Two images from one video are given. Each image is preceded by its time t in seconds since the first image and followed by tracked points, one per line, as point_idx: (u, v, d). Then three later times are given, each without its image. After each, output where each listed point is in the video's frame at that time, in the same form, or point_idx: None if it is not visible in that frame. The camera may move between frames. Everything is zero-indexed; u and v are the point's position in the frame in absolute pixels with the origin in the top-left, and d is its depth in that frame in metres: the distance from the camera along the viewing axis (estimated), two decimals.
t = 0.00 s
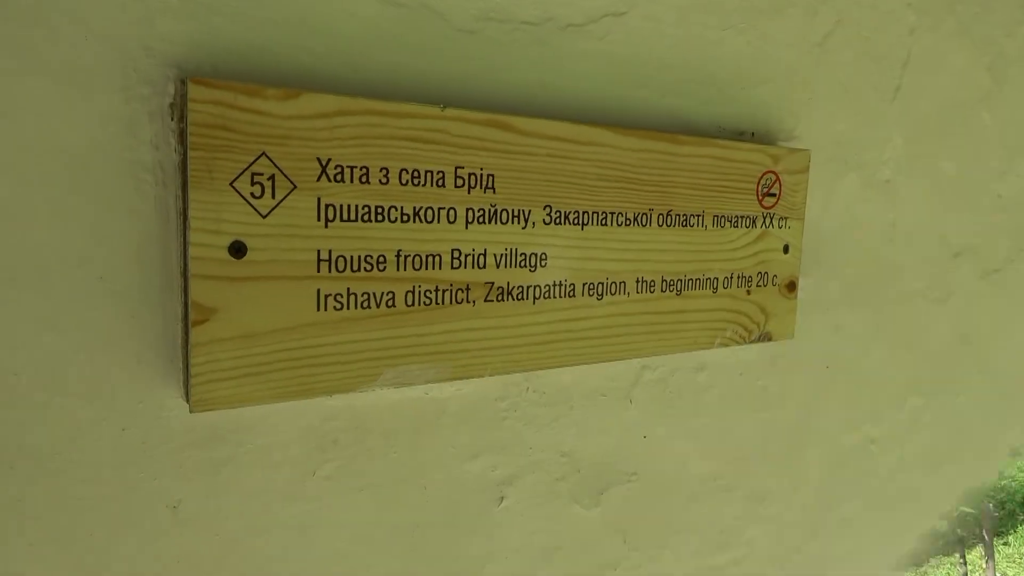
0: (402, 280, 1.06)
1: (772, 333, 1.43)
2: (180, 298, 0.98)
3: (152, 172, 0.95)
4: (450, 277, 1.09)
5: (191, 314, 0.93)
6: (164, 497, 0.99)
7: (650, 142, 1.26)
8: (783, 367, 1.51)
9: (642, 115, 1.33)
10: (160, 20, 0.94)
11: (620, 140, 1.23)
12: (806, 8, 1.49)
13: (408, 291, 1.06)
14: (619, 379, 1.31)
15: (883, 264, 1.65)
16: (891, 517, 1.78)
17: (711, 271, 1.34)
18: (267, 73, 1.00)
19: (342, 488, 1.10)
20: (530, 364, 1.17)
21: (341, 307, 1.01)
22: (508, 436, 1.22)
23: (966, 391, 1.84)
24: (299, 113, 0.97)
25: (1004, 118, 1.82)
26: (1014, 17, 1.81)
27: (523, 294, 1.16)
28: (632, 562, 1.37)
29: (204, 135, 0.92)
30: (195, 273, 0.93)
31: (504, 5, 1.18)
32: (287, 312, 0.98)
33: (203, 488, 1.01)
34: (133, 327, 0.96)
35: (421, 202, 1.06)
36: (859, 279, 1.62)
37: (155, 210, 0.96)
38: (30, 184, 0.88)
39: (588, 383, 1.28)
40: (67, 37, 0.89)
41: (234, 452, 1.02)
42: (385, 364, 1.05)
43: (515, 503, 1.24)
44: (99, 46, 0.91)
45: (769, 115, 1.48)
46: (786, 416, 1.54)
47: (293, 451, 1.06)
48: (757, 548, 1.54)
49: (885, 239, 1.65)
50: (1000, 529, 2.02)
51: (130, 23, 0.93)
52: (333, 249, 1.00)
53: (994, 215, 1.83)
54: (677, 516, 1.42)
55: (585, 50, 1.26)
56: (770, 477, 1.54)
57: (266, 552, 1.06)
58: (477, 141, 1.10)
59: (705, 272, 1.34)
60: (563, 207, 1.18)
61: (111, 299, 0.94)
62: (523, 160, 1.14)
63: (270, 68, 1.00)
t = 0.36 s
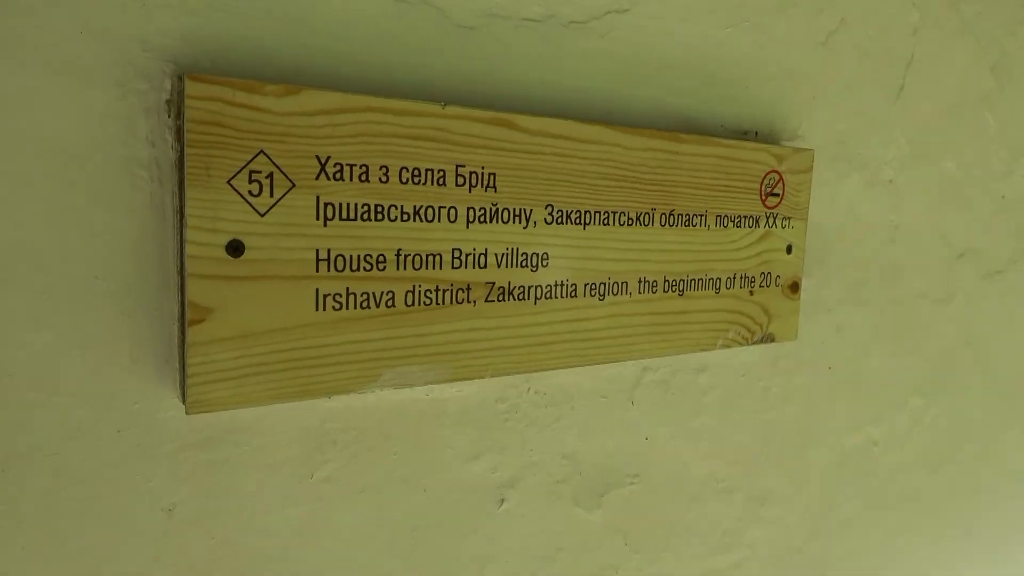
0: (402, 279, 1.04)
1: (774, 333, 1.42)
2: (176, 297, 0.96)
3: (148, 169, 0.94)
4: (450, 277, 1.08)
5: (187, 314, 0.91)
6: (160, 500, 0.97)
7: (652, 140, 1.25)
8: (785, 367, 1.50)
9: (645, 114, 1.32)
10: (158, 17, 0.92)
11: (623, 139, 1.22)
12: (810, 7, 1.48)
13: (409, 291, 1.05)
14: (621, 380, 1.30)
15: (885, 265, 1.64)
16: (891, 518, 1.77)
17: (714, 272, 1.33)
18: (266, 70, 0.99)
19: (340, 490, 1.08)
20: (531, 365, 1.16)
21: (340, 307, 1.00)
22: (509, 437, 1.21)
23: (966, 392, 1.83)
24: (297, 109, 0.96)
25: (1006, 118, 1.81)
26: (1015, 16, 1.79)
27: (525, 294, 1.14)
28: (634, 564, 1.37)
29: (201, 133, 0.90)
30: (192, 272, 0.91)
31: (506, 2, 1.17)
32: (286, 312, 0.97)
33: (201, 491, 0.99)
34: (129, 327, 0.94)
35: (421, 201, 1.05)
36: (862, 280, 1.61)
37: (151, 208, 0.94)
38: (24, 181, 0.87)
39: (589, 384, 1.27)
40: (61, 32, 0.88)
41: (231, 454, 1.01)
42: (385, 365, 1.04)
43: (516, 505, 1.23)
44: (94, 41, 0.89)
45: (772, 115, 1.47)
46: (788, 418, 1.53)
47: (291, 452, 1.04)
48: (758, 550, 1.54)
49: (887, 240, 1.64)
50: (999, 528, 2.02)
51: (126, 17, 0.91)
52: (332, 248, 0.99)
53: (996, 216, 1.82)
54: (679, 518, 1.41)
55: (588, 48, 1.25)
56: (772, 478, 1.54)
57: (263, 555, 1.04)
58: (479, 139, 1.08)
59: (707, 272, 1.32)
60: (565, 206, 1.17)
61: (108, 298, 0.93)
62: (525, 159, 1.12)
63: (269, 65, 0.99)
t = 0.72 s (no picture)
0: (402, 281, 1.02)
1: (779, 335, 1.41)
2: (173, 300, 0.94)
3: (143, 169, 0.92)
4: (452, 279, 1.06)
5: (183, 317, 0.89)
6: (156, 505, 0.95)
7: (656, 140, 1.23)
8: (789, 371, 1.49)
9: (648, 113, 1.30)
10: (154, 14, 0.91)
11: (627, 139, 1.20)
12: (814, 6, 1.46)
13: (409, 293, 1.03)
14: (623, 383, 1.28)
15: (890, 266, 1.62)
16: (894, 521, 1.76)
17: (718, 274, 1.32)
18: (264, 68, 0.97)
19: (340, 494, 1.07)
20: (533, 368, 1.14)
21: (339, 309, 0.98)
22: (510, 441, 1.19)
23: (970, 395, 1.82)
24: (296, 108, 0.94)
25: (1011, 118, 1.79)
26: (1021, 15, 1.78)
27: (527, 297, 1.13)
28: (637, 569, 1.35)
29: (198, 132, 0.88)
30: (189, 274, 0.89)
31: None
32: (284, 314, 0.95)
33: (198, 496, 0.98)
34: (124, 330, 0.93)
35: (422, 201, 1.03)
36: (867, 281, 1.59)
37: (147, 208, 0.92)
38: (16, 180, 0.85)
39: (592, 387, 1.25)
40: (55, 27, 0.86)
41: (228, 459, 0.99)
42: (385, 368, 1.02)
43: (518, 510, 1.22)
44: (88, 37, 0.88)
45: (776, 114, 1.45)
46: (792, 422, 1.52)
47: (289, 456, 1.03)
48: (762, 554, 1.52)
49: (892, 242, 1.62)
50: (1002, 532, 2.01)
51: (122, 13, 0.89)
52: (331, 249, 0.97)
53: (1001, 217, 1.81)
54: (683, 522, 1.40)
55: (591, 46, 1.23)
56: (776, 482, 1.52)
57: (262, 561, 1.03)
58: (481, 138, 1.06)
59: (711, 274, 1.31)
60: (568, 207, 1.15)
61: (103, 301, 0.91)
62: (527, 159, 1.11)
63: (267, 62, 0.97)
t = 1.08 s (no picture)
0: (404, 284, 1.01)
1: (784, 337, 1.39)
2: (172, 303, 0.93)
3: (143, 169, 0.90)
4: (454, 281, 1.05)
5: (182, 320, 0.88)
6: (155, 510, 0.94)
7: (660, 140, 1.22)
8: (794, 372, 1.48)
9: (652, 112, 1.28)
10: (152, 12, 0.89)
11: (631, 139, 1.18)
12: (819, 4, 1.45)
13: (411, 296, 1.02)
14: (628, 386, 1.27)
15: (894, 267, 1.61)
16: (899, 524, 1.75)
17: (723, 275, 1.30)
18: (264, 67, 0.95)
19: (340, 500, 1.06)
20: (536, 371, 1.13)
21: (340, 312, 0.97)
22: (513, 444, 1.18)
23: (975, 397, 1.81)
24: (297, 108, 0.92)
25: (1016, 117, 1.78)
26: None
27: (530, 299, 1.11)
28: (641, 573, 1.34)
29: (196, 132, 0.87)
30: (188, 276, 0.88)
31: None
32: (284, 317, 0.94)
33: (197, 502, 0.96)
34: (123, 333, 0.91)
35: (424, 203, 1.02)
36: (871, 282, 1.58)
37: (146, 210, 0.91)
38: (14, 180, 0.83)
39: (596, 390, 1.24)
40: (53, 26, 0.84)
41: (228, 463, 0.98)
42: (387, 371, 1.01)
43: (521, 514, 1.20)
44: (86, 36, 0.86)
45: (781, 113, 1.44)
46: (797, 424, 1.51)
47: (289, 461, 1.01)
48: (766, 557, 1.51)
49: (897, 242, 1.61)
50: (1007, 534, 2.00)
51: (120, 12, 0.88)
52: (333, 251, 0.96)
53: (1006, 217, 1.79)
54: (687, 526, 1.38)
55: (594, 46, 1.22)
56: (780, 485, 1.51)
57: (262, 567, 1.01)
58: (483, 139, 1.05)
59: (716, 276, 1.30)
60: (572, 208, 1.14)
61: (101, 304, 0.89)
62: (530, 160, 1.09)
63: (267, 62, 0.95)
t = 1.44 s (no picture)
0: (411, 284, 1.00)
1: (792, 339, 1.39)
2: (177, 303, 0.92)
3: (148, 169, 0.90)
4: (462, 282, 1.04)
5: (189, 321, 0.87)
6: (160, 513, 0.93)
7: (669, 139, 1.21)
8: (802, 374, 1.47)
9: (659, 112, 1.28)
10: (156, 11, 0.88)
11: (639, 139, 1.18)
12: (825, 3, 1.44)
13: (419, 297, 1.01)
14: (635, 388, 1.26)
15: (901, 268, 1.60)
16: (906, 526, 1.74)
17: (731, 276, 1.30)
18: (270, 66, 0.95)
19: (347, 502, 1.05)
20: (544, 373, 1.12)
21: (347, 313, 0.96)
22: (520, 446, 1.17)
23: (982, 398, 1.80)
24: (303, 107, 0.92)
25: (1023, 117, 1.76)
26: None
27: (538, 300, 1.11)
28: None
29: (203, 131, 0.86)
30: (194, 277, 0.87)
31: None
32: (291, 318, 0.93)
33: (202, 504, 0.96)
34: (128, 334, 0.90)
35: (432, 202, 1.01)
36: (878, 283, 1.57)
37: (151, 209, 0.90)
38: (19, 179, 0.83)
39: (603, 391, 1.23)
40: (56, 25, 0.84)
41: (234, 465, 0.97)
42: (394, 373, 1.00)
43: (528, 516, 1.20)
44: (91, 35, 0.85)
45: (788, 113, 1.43)
46: (804, 426, 1.50)
47: (296, 463, 1.00)
48: (774, 559, 1.50)
49: (904, 243, 1.60)
50: (1015, 535, 1.98)
51: (124, 11, 0.87)
52: (340, 252, 0.95)
53: (1014, 218, 1.78)
54: (694, 528, 1.37)
55: (600, 45, 1.21)
56: (787, 486, 1.50)
57: (269, 569, 1.01)
58: (491, 138, 1.04)
59: (724, 277, 1.29)
60: (580, 208, 1.13)
61: (106, 305, 0.89)
62: (537, 159, 1.08)
63: (272, 61, 0.94)
